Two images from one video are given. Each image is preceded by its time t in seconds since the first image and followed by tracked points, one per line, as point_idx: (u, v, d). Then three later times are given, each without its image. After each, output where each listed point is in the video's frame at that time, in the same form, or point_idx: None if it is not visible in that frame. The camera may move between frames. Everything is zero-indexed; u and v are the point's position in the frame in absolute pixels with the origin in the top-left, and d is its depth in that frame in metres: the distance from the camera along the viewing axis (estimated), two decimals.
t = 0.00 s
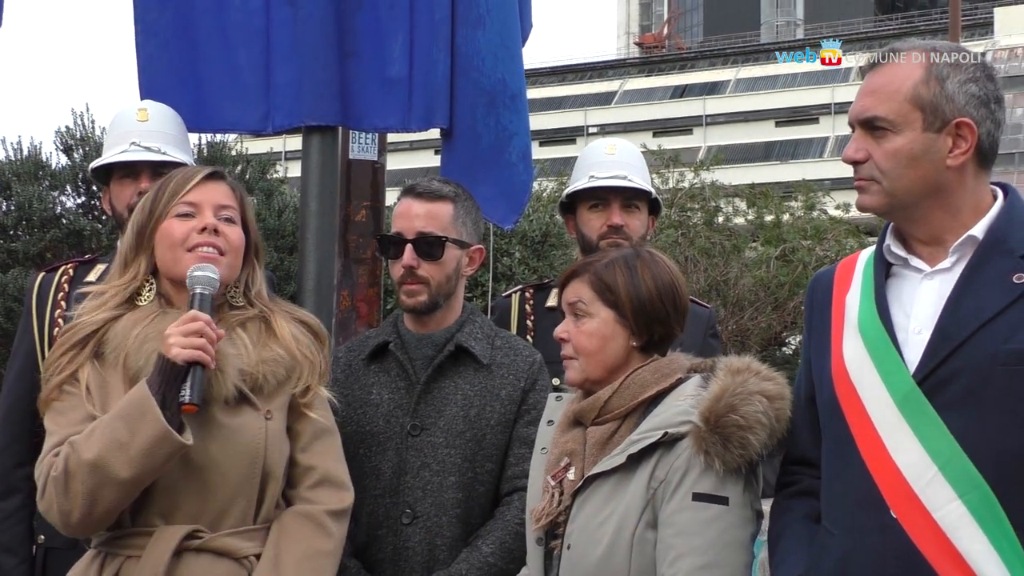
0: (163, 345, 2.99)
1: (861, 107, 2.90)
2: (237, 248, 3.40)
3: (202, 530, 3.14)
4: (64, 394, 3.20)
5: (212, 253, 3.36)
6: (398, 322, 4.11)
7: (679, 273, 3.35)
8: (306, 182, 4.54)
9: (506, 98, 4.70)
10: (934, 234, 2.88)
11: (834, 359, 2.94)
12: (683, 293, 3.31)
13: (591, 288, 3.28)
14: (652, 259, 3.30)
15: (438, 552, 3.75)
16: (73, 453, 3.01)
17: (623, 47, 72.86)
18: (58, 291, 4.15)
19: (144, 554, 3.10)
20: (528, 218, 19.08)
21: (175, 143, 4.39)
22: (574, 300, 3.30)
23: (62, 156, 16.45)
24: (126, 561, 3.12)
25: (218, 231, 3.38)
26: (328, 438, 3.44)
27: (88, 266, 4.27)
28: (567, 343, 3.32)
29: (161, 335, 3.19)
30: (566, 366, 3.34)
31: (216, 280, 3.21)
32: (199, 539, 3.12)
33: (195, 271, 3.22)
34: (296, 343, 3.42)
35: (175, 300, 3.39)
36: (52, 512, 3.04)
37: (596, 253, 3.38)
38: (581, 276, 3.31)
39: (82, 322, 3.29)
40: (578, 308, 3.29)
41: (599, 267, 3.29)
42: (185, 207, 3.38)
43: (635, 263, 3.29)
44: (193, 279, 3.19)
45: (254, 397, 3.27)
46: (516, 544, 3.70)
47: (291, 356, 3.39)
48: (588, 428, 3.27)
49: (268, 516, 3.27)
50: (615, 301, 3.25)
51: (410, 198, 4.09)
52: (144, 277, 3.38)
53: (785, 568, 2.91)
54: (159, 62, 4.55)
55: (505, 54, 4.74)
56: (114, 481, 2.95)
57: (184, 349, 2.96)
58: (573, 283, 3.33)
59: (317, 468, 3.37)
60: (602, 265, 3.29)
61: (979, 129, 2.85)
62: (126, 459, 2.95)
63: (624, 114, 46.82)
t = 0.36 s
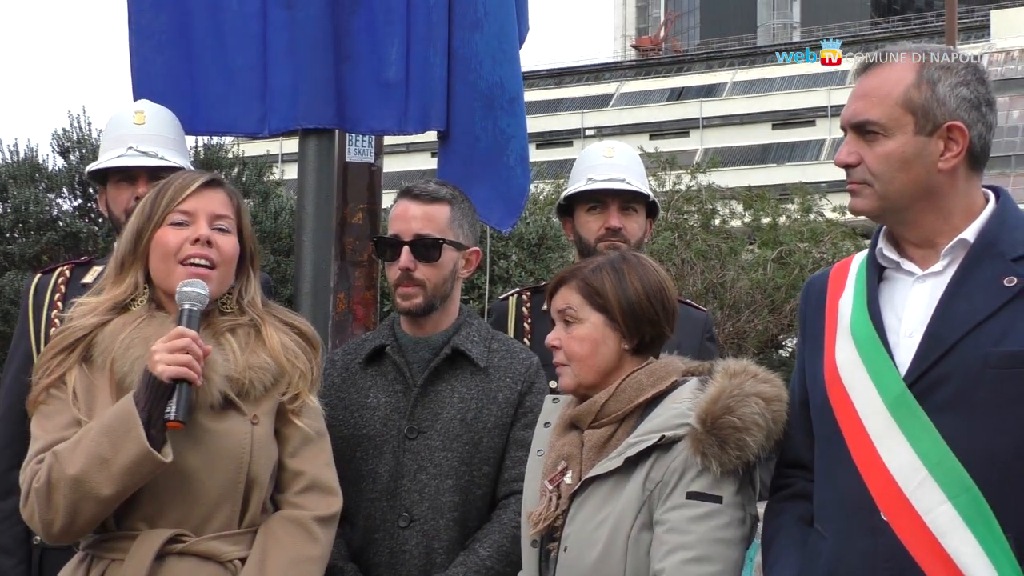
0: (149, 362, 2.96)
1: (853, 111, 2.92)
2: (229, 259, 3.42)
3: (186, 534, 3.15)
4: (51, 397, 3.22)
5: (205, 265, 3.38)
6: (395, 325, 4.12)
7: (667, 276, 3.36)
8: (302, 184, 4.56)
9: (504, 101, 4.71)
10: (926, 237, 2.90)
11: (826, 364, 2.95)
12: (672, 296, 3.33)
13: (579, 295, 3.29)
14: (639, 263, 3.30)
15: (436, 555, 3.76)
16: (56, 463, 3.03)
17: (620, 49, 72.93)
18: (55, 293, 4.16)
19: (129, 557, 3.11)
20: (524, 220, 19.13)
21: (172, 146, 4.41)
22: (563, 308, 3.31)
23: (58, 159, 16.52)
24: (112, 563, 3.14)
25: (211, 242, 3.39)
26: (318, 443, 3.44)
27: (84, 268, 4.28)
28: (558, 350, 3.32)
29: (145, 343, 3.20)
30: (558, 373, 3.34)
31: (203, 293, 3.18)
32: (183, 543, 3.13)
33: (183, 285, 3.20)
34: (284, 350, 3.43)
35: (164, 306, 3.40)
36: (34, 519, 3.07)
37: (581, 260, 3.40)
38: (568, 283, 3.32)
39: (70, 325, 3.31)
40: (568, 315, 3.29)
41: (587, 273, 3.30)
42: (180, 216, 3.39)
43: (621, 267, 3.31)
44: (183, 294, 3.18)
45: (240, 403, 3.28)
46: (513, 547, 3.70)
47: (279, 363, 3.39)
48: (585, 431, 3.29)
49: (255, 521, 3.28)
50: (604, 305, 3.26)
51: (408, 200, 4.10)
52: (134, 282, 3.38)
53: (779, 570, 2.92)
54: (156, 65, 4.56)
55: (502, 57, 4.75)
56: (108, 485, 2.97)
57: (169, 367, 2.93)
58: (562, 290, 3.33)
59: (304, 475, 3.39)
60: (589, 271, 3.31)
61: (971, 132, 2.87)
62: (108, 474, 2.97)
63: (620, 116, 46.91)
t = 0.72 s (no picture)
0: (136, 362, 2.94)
1: (853, 113, 2.90)
2: (222, 260, 3.39)
3: (180, 534, 3.14)
4: (46, 398, 3.22)
5: (198, 266, 3.36)
6: (394, 327, 4.12)
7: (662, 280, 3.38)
8: (301, 185, 4.56)
9: (504, 103, 4.70)
10: (926, 238, 2.89)
11: (825, 365, 2.94)
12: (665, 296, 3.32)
13: (581, 296, 3.27)
14: (637, 264, 3.32)
15: (437, 557, 3.74)
16: (46, 464, 3.02)
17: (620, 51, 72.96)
18: (54, 289, 4.15)
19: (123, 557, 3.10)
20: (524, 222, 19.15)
21: (172, 147, 4.40)
22: (564, 309, 3.27)
23: (57, 160, 16.56)
24: (106, 564, 3.13)
25: (204, 243, 3.37)
26: (314, 443, 3.43)
27: (84, 264, 4.27)
28: (558, 352, 3.29)
29: (136, 343, 3.19)
30: (559, 375, 3.29)
31: (191, 297, 3.16)
32: (178, 544, 3.12)
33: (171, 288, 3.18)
34: (278, 350, 3.41)
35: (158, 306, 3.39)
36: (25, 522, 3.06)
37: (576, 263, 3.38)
38: (568, 285, 3.30)
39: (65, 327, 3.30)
40: (569, 316, 3.27)
41: (587, 273, 3.29)
42: (174, 217, 3.37)
43: (622, 268, 3.31)
44: (172, 295, 3.16)
45: (234, 402, 3.26)
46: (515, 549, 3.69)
47: (273, 363, 3.38)
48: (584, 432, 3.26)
49: (250, 521, 3.27)
50: (607, 306, 3.24)
51: (408, 201, 4.08)
52: (130, 283, 3.38)
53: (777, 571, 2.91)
54: (155, 66, 4.55)
55: (502, 60, 4.75)
56: (105, 484, 2.96)
57: (153, 365, 2.90)
58: (561, 291, 3.31)
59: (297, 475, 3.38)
60: (591, 271, 3.30)
61: (970, 133, 2.86)
62: (96, 476, 2.96)
63: (619, 118, 46.94)
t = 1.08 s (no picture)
0: (155, 365, 2.97)
1: (857, 114, 2.90)
2: (234, 271, 3.43)
3: (185, 534, 3.14)
4: (45, 399, 3.20)
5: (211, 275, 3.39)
6: (395, 329, 4.12)
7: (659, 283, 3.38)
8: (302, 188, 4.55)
9: (504, 106, 4.70)
10: (927, 240, 2.89)
11: (825, 366, 2.94)
12: (663, 298, 3.32)
13: (581, 298, 3.25)
14: (635, 267, 3.32)
15: (436, 559, 3.74)
16: (53, 466, 3.01)
17: (620, 52, 73.00)
18: (54, 290, 4.15)
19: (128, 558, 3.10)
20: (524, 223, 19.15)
21: (173, 148, 4.40)
22: (563, 312, 3.27)
23: (57, 162, 16.59)
24: (110, 565, 3.12)
25: (219, 253, 3.40)
26: (312, 443, 3.42)
27: (84, 266, 4.27)
28: (557, 354, 3.28)
29: (141, 344, 3.18)
30: (556, 378, 3.29)
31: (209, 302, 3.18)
32: (183, 543, 3.12)
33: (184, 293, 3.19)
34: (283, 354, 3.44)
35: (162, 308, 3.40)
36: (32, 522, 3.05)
37: (576, 264, 3.37)
38: (568, 287, 3.28)
39: (67, 327, 3.30)
40: (568, 318, 3.25)
41: (587, 276, 3.28)
42: (189, 224, 3.39)
43: (620, 271, 3.30)
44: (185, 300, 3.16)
45: (238, 402, 3.28)
46: (514, 551, 3.69)
47: (276, 366, 3.39)
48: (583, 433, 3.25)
49: (253, 520, 3.27)
50: (606, 309, 3.24)
51: (408, 202, 4.09)
52: (135, 284, 3.37)
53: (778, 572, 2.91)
54: (155, 68, 4.55)
55: (503, 63, 4.75)
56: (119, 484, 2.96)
57: (174, 370, 2.94)
58: (560, 293, 3.29)
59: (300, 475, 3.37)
60: (590, 274, 3.29)
61: (975, 135, 2.86)
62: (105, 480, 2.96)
63: (619, 120, 46.96)
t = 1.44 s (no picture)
0: (206, 368, 3.04)
1: (863, 114, 2.88)
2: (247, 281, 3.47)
3: (212, 533, 3.16)
4: (63, 400, 3.15)
5: (228, 284, 3.41)
6: (396, 328, 4.12)
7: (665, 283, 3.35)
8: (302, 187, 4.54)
9: (507, 107, 4.70)
10: (929, 241, 2.89)
11: (825, 366, 2.94)
12: (668, 300, 3.30)
13: (585, 300, 3.23)
14: (643, 268, 3.28)
15: (434, 559, 3.75)
16: (107, 466, 2.96)
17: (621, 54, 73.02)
18: (55, 290, 4.16)
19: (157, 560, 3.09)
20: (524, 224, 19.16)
21: (173, 148, 4.40)
22: (565, 313, 3.24)
23: (58, 161, 16.61)
24: (135, 567, 3.09)
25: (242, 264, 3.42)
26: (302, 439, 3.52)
27: (84, 266, 4.28)
28: (558, 355, 3.28)
29: (176, 343, 3.16)
30: (556, 378, 3.30)
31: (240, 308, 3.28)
32: (211, 542, 3.14)
33: (215, 302, 3.27)
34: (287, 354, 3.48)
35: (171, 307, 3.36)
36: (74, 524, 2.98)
37: (585, 262, 3.33)
38: (573, 288, 3.26)
39: (79, 325, 3.22)
40: (570, 320, 3.24)
41: (593, 278, 3.25)
42: (216, 232, 3.39)
43: (627, 273, 3.26)
44: (218, 306, 3.24)
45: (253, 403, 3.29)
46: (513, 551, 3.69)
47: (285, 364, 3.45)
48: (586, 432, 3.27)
49: (263, 516, 3.33)
50: (608, 312, 3.21)
51: (409, 202, 4.08)
52: (148, 281, 3.31)
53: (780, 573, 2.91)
54: (157, 69, 4.54)
55: (505, 64, 4.74)
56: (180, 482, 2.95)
57: (230, 371, 3.03)
58: (563, 294, 3.27)
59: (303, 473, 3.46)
60: (596, 276, 3.25)
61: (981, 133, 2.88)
62: (166, 481, 2.94)
63: (620, 121, 46.97)
